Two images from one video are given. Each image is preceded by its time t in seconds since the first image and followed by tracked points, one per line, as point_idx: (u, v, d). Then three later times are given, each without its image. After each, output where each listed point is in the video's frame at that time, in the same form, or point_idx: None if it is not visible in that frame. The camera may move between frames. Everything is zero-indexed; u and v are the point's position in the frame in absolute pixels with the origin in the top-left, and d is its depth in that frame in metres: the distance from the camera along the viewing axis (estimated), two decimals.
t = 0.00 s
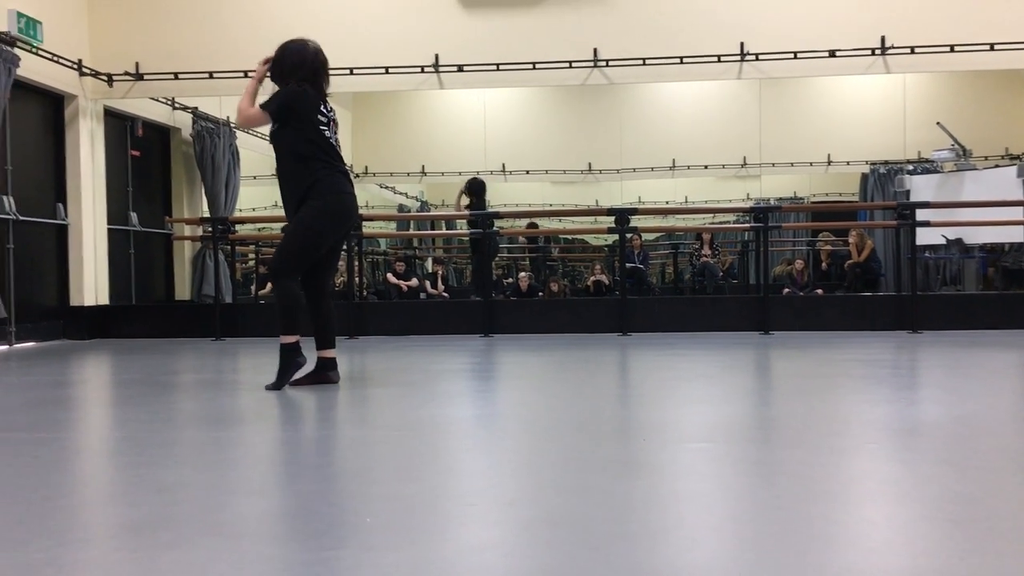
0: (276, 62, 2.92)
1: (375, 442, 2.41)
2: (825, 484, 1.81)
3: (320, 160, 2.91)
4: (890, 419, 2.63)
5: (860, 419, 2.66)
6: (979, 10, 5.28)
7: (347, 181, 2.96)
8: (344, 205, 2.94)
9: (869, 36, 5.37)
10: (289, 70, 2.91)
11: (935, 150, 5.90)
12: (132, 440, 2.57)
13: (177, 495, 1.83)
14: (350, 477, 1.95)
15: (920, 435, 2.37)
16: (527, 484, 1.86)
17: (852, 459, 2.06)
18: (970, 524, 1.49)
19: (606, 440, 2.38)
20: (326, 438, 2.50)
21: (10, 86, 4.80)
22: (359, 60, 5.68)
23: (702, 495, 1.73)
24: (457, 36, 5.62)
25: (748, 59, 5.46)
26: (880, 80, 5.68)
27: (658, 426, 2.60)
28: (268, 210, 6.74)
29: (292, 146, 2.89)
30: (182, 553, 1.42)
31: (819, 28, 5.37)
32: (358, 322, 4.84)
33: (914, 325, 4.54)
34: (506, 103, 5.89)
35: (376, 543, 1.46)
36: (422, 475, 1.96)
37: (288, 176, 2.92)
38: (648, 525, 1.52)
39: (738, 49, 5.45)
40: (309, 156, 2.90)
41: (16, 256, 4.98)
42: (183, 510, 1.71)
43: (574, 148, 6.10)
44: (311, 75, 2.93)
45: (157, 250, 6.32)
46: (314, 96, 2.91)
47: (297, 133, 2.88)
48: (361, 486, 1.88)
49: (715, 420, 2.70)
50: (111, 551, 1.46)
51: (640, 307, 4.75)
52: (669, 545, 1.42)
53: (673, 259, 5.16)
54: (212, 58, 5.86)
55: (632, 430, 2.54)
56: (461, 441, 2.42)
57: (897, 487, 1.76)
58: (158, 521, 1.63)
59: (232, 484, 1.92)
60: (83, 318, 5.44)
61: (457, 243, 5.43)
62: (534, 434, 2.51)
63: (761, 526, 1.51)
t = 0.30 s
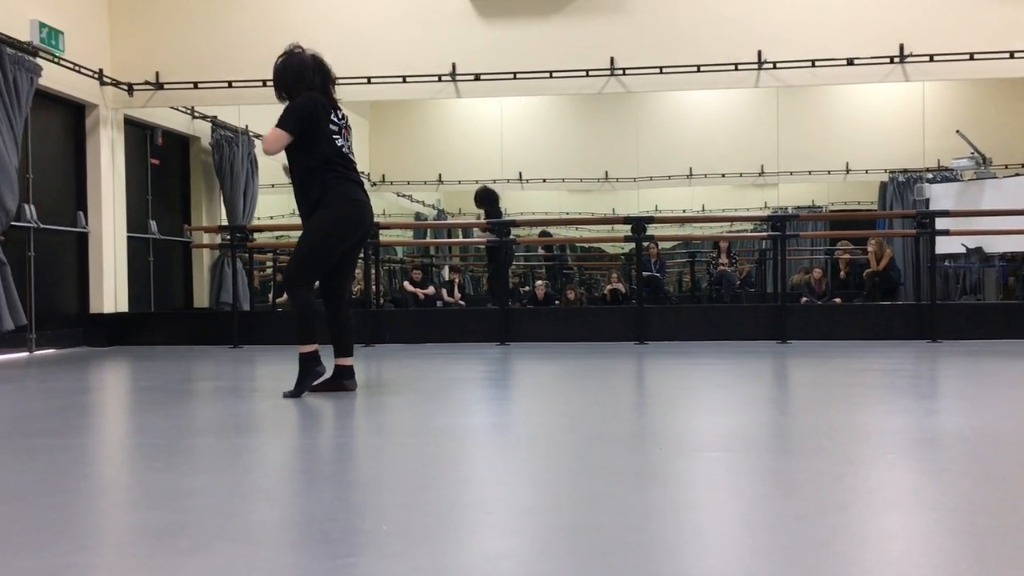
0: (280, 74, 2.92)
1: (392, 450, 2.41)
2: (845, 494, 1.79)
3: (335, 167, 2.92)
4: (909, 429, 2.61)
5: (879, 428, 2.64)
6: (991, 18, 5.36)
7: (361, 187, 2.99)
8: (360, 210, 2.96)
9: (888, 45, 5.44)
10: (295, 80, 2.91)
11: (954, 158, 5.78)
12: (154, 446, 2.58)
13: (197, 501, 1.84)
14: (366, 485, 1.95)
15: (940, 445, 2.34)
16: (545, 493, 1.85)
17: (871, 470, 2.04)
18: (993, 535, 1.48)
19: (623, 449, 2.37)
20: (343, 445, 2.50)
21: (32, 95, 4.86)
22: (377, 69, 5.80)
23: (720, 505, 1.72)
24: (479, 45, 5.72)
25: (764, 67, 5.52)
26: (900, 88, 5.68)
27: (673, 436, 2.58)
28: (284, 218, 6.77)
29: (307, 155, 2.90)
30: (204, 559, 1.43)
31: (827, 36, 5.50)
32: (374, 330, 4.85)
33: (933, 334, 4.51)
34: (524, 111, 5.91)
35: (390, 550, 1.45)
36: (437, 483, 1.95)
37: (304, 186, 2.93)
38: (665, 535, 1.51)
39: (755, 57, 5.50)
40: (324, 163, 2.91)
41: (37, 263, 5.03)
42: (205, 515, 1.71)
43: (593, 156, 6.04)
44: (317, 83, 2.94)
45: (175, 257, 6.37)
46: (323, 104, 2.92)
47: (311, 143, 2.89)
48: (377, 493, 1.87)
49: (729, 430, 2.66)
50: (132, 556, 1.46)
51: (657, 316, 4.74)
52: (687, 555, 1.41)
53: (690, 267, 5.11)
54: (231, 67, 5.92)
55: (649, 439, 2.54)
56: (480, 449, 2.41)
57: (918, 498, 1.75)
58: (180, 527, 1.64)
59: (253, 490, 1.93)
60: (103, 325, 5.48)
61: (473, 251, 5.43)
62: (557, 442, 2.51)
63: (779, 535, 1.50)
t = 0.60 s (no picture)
0: (282, 87, 2.92)
1: (401, 458, 2.40)
2: (853, 504, 1.79)
3: (344, 176, 2.94)
4: (920, 439, 2.59)
5: (889, 438, 2.63)
6: (997, 29, 5.43)
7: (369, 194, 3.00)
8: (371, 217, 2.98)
9: (898, 54, 5.50)
10: (298, 92, 2.91)
11: (965, 167, 5.70)
12: (166, 453, 2.59)
13: (209, 507, 1.84)
14: (375, 492, 1.95)
15: (952, 456, 2.33)
16: (555, 501, 1.85)
17: (882, 480, 2.03)
18: (1002, 546, 1.47)
19: (633, 458, 2.36)
20: (352, 453, 2.49)
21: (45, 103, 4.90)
22: (388, 78, 5.85)
23: (729, 514, 1.72)
24: (490, 55, 5.77)
25: (774, 76, 5.60)
26: (912, 97, 5.64)
27: (683, 445, 2.57)
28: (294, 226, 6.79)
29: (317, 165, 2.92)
30: (218, 564, 1.44)
31: (833, 46, 5.57)
32: (384, 337, 4.87)
33: (945, 344, 4.49)
34: (535, 120, 5.93)
35: (398, 559, 1.45)
36: (446, 491, 1.95)
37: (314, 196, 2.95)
38: (674, 544, 1.51)
39: (766, 65, 5.58)
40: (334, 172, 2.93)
41: (49, 269, 5.06)
42: (217, 521, 1.72)
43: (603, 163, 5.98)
44: (322, 94, 2.95)
45: (186, 264, 6.39)
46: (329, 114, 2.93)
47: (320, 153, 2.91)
48: (385, 501, 1.87)
49: (738, 439, 2.64)
50: (141, 563, 1.47)
51: (667, 325, 4.75)
52: (696, 564, 1.40)
53: (701, 275, 5.09)
54: (242, 76, 5.95)
55: (657, 448, 2.53)
56: (488, 458, 2.40)
57: (929, 508, 1.74)
58: (191, 533, 1.64)
59: (264, 496, 1.94)
60: (114, 331, 5.50)
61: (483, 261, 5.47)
62: (569, 450, 2.51)
63: (789, 545, 1.50)
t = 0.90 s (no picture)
0: (284, 92, 2.90)
1: (402, 462, 2.40)
2: (856, 510, 1.78)
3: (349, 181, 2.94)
4: (923, 446, 2.59)
5: (892, 444, 2.63)
6: (1003, 34, 5.38)
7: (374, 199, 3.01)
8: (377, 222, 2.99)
9: (902, 59, 5.46)
10: (301, 97, 2.90)
11: (969, 173, 5.71)
12: (169, 456, 2.59)
13: (210, 509, 1.85)
14: (376, 496, 1.96)
15: (956, 462, 2.32)
16: (556, 505, 1.85)
17: (885, 486, 2.02)
18: (1007, 554, 1.46)
19: (635, 463, 2.36)
20: (354, 457, 2.50)
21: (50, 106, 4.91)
22: (391, 82, 5.85)
23: (732, 519, 1.71)
24: (493, 59, 5.77)
25: (777, 82, 5.56)
26: (917, 104, 5.64)
27: (684, 451, 2.56)
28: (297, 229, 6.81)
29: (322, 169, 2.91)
30: (218, 567, 1.44)
31: (837, 53, 5.53)
32: (387, 341, 4.88)
33: (948, 349, 4.49)
34: (539, 124, 5.93)
35: (399, 562, 1.45)
36: (447, 495, 1.95)
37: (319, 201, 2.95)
38: (675, 550, 1.50)
39: (770, 71, 5.55)
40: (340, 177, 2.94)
41: (52, 272, 5.06)
42: (219, 525, 1.72)
43: (607, 168, 6.01)
44: (325, 98, 2.95)
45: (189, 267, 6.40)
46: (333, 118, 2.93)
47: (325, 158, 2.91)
48: (387, 505, 1.87)
49: (741, 446, 2.63)
50: (142, 566, 1.47)
51: (669, 330, 4.75)
52: (696, 569, 1.40)
53: (704, 281, 5.10)
54: (245, 79, 5.96)
55: (659, 453, 2.52)
56: (488, 461, 2.40)
57: (933, 515, 1.73)
58: (192, 535, 1.65)
59: (265, 500, 1.94)
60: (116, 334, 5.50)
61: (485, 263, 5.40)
62: (572, 455, 2.50)
63: (791, 551, 1.49)
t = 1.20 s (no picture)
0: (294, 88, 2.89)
1: (413, 458, 2.40)
2: (869, 504, 1.77)
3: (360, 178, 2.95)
4: (936, 438, 2.57)
5: (905, 437, 2.61)
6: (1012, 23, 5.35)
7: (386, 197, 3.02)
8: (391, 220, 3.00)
9: (912, 50, 5.42)
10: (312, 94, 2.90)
11: (980, 163, 5.72)
12: (183, 453, 2.60)
13: (223, 505, 1.86)
14: (390, 492, 1.96)
15: (969, 455, 2.31)
16: (568, 500, 1.84)
17: (897, 479, 2.01)
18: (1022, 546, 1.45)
19: (648, 457, 2.35)
20: (366, 453, 2.50)
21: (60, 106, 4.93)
22: (399, 77, 5.85)
23: (745, 513, 1.70)
24: (501, 54, 5.77)
25: (786, 74, 5.54)
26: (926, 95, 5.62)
27: (695, 444, 2.56)
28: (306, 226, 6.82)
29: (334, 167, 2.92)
30: (233, 564, 1.45)
31: (847, 44, 5.50)
32: (397, 337, 4.87)
33: (961, 342, 4.47)
34: (547, 118, 5.93)
35: (412, 557, 1.46)
36: (461, 490, 1.95)
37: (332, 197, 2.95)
38: (687, 545, 1.50)
39: (778, 63, 5.53)
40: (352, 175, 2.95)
41: (64, 271, 5.08)
42: (233, 521, 1.73)
43: (614, 164, 6.03)
44: (335, 96, 2.94)
45: (199, 265, 6.42)
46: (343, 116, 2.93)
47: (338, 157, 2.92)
48: (400, 500, 1.87)
49: (752, 439, 2.63)
50: (154, 563, 1.47)
51: (679, 324, 4.75)
52: (708, 564, 1.40)
53: (713, 275, 5.10)
54: (254, 77, 5.97)
55: (670, 447, 2.51)
56: (500, 456, 2.41)
57: (946, 508, 1.72)
58: (204, 532, 1.65)
59: (279, 495, 1.95)
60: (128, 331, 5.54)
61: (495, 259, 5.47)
62: (585, 450, 2.50)
63: (804, 546, 1.48)
